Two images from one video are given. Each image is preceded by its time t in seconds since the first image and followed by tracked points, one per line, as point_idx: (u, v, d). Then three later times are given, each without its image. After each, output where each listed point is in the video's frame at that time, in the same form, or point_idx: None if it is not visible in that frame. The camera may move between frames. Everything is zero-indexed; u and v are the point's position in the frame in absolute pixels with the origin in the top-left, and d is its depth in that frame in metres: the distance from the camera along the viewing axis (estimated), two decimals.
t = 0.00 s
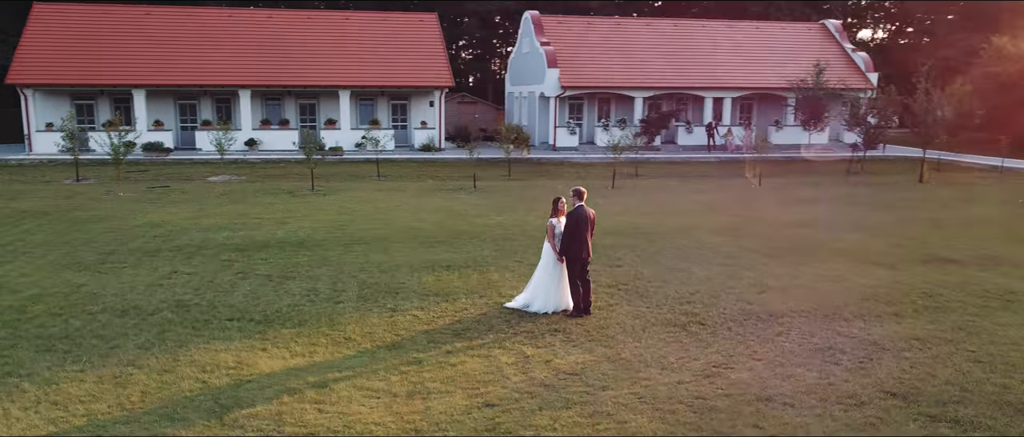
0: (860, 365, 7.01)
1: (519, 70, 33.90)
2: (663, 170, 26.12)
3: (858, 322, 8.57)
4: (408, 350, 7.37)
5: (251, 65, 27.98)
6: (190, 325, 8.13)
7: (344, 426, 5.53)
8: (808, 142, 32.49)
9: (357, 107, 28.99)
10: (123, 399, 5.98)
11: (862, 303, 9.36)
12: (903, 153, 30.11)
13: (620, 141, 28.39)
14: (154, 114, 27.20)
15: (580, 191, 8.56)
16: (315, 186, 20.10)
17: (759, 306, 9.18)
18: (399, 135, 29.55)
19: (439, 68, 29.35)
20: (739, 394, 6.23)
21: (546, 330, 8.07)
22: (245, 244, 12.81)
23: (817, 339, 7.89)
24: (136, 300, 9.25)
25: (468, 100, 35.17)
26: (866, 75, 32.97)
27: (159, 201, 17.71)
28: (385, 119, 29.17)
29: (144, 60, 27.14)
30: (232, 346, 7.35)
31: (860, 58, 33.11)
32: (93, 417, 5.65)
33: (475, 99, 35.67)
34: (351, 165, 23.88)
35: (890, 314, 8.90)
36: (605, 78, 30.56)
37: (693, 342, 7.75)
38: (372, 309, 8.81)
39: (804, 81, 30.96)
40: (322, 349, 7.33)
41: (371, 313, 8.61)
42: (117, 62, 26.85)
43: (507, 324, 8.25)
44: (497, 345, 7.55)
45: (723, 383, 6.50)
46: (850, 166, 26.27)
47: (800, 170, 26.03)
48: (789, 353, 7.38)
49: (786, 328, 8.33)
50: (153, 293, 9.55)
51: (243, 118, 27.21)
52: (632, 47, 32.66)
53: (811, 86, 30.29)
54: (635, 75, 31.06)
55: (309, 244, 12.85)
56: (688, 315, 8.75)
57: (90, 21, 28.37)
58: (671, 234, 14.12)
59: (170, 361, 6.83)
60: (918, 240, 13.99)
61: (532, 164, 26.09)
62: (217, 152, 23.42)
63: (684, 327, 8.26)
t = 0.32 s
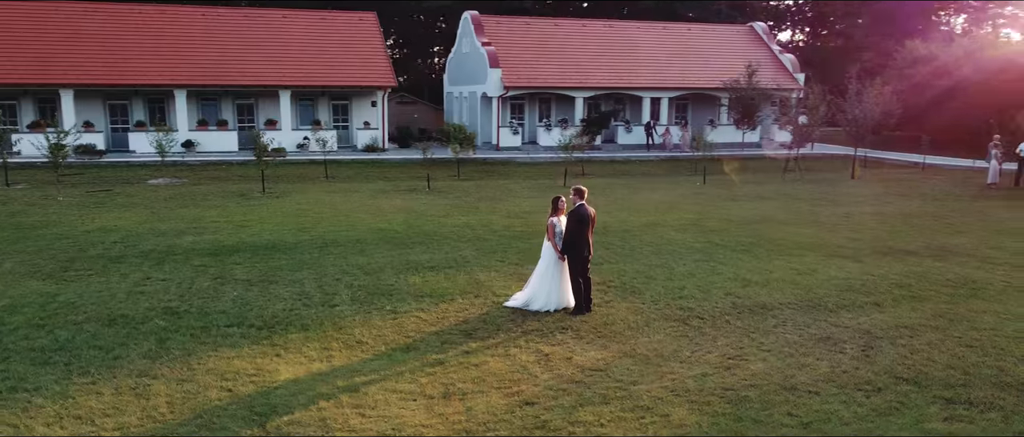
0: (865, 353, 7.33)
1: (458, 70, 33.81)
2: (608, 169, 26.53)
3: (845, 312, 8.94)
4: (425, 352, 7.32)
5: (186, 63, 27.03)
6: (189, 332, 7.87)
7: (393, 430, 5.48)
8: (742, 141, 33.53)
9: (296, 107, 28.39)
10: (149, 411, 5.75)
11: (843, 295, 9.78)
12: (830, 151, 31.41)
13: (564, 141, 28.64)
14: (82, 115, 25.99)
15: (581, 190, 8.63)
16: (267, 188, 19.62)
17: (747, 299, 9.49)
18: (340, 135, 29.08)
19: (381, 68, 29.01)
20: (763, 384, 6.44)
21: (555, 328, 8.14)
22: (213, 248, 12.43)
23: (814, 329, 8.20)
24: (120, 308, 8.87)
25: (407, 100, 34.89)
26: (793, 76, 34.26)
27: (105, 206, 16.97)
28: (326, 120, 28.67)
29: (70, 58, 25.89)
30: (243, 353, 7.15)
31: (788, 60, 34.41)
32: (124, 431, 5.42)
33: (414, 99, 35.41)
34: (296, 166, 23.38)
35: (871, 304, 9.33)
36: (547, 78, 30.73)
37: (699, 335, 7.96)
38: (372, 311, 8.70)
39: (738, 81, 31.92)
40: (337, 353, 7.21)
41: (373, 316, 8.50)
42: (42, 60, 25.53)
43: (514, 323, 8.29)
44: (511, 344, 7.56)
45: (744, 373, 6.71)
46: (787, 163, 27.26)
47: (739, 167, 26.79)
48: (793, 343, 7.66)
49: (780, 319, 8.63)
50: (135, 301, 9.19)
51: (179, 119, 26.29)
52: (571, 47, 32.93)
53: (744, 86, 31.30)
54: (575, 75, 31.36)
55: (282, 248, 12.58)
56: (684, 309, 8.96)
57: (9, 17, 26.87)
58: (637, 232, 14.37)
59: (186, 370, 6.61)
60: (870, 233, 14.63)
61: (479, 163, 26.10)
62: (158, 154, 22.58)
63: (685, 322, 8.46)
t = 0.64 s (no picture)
0: (865, 342, 7.65)
1: (397, 69, 33.45)
2: (554, 168, 26.74)
3: (830, 304, 9.30)
4: (443, 354, 7.26)
5: (117, 61, 25.85)
6: (191, 340, 7.60)
7: (445, 432, 5.44)
8: (677, 140, 34.31)
9: (234, 108, 27.60)
10: (183, 424, 5.52)
11: (822, 287, 10.15)
12: (763, 149, 32.46)
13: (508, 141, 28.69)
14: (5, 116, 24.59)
15: (580, 188, 8.76)
16: (215, 191, 19.01)
17: (735, 294, 9.74)
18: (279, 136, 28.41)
19: (322, 67, 28.46)
20: (783, 375, 6.66)
21: (562, 326, 8.20)
22: (180, 254, 11.97)
23: (809, 321, 8.50)
24: (104, 319, 8.47)
25: (344, 100, 34.37)
26: (724, 76, 35.26)
27: (47, 211, 16.12)
28: (265, 120, 27.96)
29: None
30: (258, 361, 6.94)
31: (719, 61, 35.44)
32: None
33: (351, 99, 34.91)
34: (240, 168, 22.73)
35: (852, 296, 9.73)
36: (490, 77, 30.58)
37: (703, 329, 8.15)
38: (373, 315, 8.58)
39: (674, 81, 32.63)
40: (355, 358, 7.09)
41: (376, 319, 8.36)
42: None
43: (520, 322, 8.30)
44: (526, 344, 7.57)
45: (761, 364, 6.92)
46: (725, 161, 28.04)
47: (680, 166, 27.43)
48: (795, 334, 7.94)
49: (773, 312, 8.92)
50: (119, 310, 8.81)
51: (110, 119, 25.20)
52: (512, 46, 32.81)
53: (681, 87, 32.08)
54: (517, 74, 31.36)
55: (253, 252, 12.23)
56: (679, 305, 9.16)
57: None
58: (605, 230, 14.55)
59: (207, 380, 6.39)
60: (824, 228, 15.21)
61: (426, 163, 25.92)
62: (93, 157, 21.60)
63: (685, 317, 8.65)
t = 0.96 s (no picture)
0: (864, 333, 7.96)
1: (341, 69, 32.97)
2: (506, 168, 26.80)
3: (817, 298, 9.61)
4: (460, 356, 7.22)
5: (53, 59, 24.68)
6: (198, 349, 7.36)
7: (493, 433, 5.43)
8: (622, 139, 34.79)
9: (175, 108, 26.75)
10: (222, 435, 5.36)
11: (804, 281, 10.47)
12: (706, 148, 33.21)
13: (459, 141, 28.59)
14: None
15: (579, 188, 8.86)
16: (167, 195, 18.38)
17: (724, 289, 9.98)
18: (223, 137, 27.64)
19: (268, 67, 27.81)
20: (799, 367, 6.87)
21: (568, 325, 8.26)
22: (151, 260, 11.55)
23: (804, 314, 8.78)
24: (93, 328, 8.11)
25: (286, 100, 33.82)
26: (666, 76, 35.96)
27: None
28: (208, 121, 27.13)
29: None
30: (275, 367, 6.77)
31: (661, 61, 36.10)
32: None
33: (293, 99, 34.37)
34: (188, 171, 22.05)
35: (833, 289, 10.08)
36: (438, 76, 30.37)
37: (707, 325, 8.33)
38: (376, 318, 8.47)
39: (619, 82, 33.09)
40: (373, 361, 7.00)
41: (380, 322, 8.26)
42: None
43: (526, 322, 8.31)
44: (540, 343, 7.60)
45: (775, 357, 7.13)
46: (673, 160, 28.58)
47: (629, 164, 27.85)
48: (795, 327, 8.20)
49: (766, 306, 9.17)
50: (106, 319, 8.46)
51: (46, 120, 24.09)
52: (459, 46, 32.67)
53: (626, 87, 32.55)
54: (465, 74, 31.24)
55: (227, 256, 11.90)
56: (674, 301, 9.33)
57: None
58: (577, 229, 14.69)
59: (230, 388, 6.22)
60: (786, 224, 15.71)
61: (379, 164, 25.66)
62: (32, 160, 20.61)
63: (684, 313, 8.81)
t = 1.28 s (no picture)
0: (859, 323, 8.30)
1: (278, 68, 32.29)
2: (453, 168, 26.69)
3: (801, 291, 9.95)
4: (481, 357, 7.21)
5: None
6: (208, 358, 7.12)
7: (547, 432, 5.47)
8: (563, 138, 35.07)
9: (107, 109, 25.68)
10: None
11: (783, 276, 10.82)
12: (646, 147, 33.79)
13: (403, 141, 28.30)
14: None
15: (575, 188, 8.98)
16: (112, 199, 17.63)
17: (710, 285, 10.24)
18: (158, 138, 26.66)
19: (206, 65, 26.94)
20: (813, 358, 7.13)
21: (574, 323, 8.34)
22: (120, 267, 11.09)
23: (795, 307, 9.08)
24: (85, 341, 7.74)
25: (220, 99, 33.37)
26: (604, 76, 36.47)
27: None
28: (142, 121, 26.20)
29: None
30: (300, 375, 6.61)
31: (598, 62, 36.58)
32: None
33: (228, 99, 33.92)
34: (128, 174, 21.20)
35: (812, 282, 10.46)
36: (381, 77, 29.97)
37: (708, 320, 8.53)
38: (380, 321, 8.36)
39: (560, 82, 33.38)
40: (396, 365, 6.92)
41: (386, 325, 8.16)
42: None
43: (533, 322, 8.33)
44: (554, 343, 7.65)
45: (786, 349, 7.38)
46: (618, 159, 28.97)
47: (573, 164, 28.11)
48: (792, 320, 8.49)
49: (756, 300, 9.45)
50: (96, 330, 8.09)
51: None
52: (399, 46, 32.30)
53: (566, 87, 32.85)
54: (408, 74, 30.92)
55: (199, 263, 11.52)
56: (666, 297, 9.52)
57: None
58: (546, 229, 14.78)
59: (261, 397, 6.05)
60: (744, 220, 16.17)
61: (325, 165, 25.23)
62: None
63: (681, 309, 9.01)
